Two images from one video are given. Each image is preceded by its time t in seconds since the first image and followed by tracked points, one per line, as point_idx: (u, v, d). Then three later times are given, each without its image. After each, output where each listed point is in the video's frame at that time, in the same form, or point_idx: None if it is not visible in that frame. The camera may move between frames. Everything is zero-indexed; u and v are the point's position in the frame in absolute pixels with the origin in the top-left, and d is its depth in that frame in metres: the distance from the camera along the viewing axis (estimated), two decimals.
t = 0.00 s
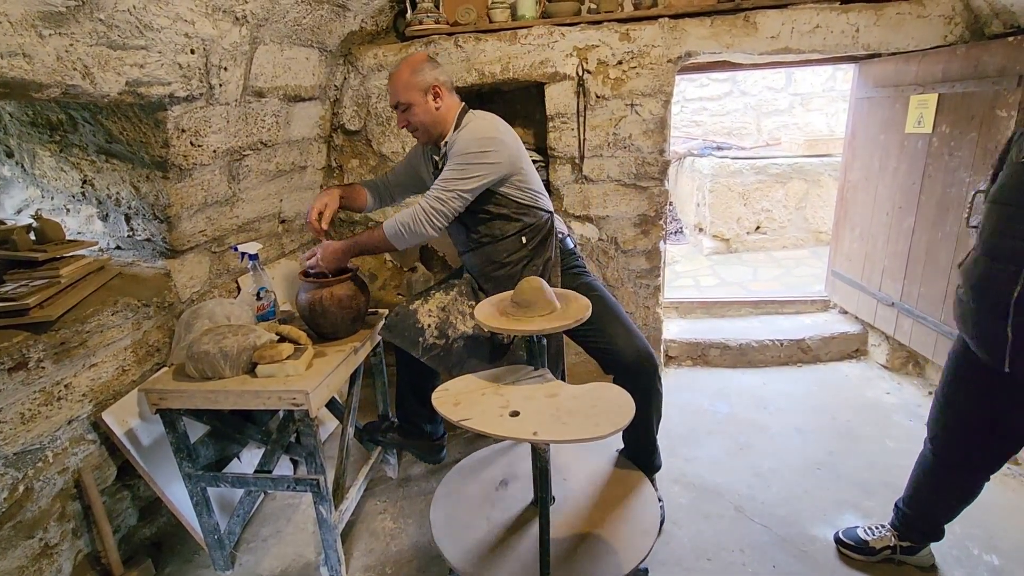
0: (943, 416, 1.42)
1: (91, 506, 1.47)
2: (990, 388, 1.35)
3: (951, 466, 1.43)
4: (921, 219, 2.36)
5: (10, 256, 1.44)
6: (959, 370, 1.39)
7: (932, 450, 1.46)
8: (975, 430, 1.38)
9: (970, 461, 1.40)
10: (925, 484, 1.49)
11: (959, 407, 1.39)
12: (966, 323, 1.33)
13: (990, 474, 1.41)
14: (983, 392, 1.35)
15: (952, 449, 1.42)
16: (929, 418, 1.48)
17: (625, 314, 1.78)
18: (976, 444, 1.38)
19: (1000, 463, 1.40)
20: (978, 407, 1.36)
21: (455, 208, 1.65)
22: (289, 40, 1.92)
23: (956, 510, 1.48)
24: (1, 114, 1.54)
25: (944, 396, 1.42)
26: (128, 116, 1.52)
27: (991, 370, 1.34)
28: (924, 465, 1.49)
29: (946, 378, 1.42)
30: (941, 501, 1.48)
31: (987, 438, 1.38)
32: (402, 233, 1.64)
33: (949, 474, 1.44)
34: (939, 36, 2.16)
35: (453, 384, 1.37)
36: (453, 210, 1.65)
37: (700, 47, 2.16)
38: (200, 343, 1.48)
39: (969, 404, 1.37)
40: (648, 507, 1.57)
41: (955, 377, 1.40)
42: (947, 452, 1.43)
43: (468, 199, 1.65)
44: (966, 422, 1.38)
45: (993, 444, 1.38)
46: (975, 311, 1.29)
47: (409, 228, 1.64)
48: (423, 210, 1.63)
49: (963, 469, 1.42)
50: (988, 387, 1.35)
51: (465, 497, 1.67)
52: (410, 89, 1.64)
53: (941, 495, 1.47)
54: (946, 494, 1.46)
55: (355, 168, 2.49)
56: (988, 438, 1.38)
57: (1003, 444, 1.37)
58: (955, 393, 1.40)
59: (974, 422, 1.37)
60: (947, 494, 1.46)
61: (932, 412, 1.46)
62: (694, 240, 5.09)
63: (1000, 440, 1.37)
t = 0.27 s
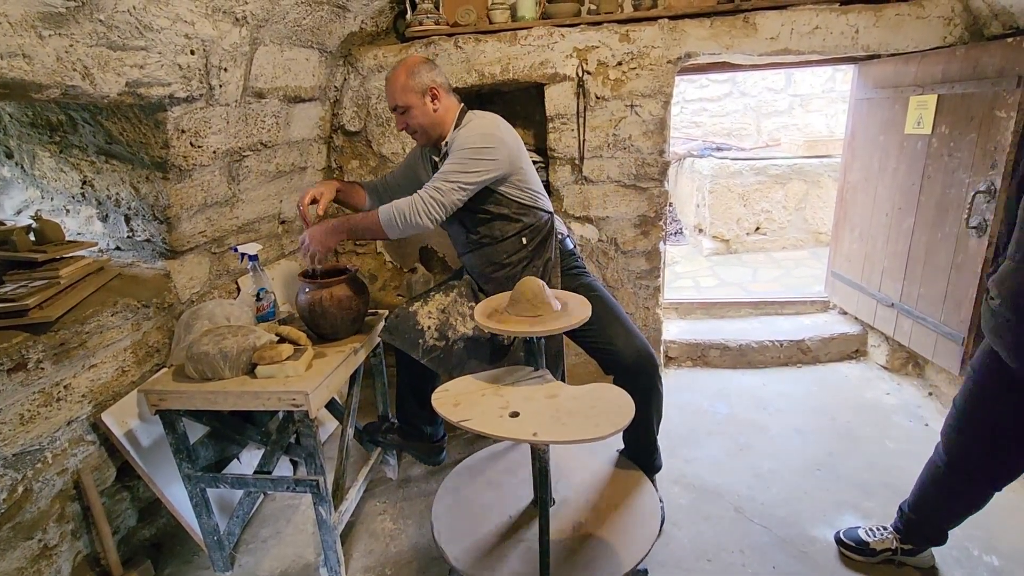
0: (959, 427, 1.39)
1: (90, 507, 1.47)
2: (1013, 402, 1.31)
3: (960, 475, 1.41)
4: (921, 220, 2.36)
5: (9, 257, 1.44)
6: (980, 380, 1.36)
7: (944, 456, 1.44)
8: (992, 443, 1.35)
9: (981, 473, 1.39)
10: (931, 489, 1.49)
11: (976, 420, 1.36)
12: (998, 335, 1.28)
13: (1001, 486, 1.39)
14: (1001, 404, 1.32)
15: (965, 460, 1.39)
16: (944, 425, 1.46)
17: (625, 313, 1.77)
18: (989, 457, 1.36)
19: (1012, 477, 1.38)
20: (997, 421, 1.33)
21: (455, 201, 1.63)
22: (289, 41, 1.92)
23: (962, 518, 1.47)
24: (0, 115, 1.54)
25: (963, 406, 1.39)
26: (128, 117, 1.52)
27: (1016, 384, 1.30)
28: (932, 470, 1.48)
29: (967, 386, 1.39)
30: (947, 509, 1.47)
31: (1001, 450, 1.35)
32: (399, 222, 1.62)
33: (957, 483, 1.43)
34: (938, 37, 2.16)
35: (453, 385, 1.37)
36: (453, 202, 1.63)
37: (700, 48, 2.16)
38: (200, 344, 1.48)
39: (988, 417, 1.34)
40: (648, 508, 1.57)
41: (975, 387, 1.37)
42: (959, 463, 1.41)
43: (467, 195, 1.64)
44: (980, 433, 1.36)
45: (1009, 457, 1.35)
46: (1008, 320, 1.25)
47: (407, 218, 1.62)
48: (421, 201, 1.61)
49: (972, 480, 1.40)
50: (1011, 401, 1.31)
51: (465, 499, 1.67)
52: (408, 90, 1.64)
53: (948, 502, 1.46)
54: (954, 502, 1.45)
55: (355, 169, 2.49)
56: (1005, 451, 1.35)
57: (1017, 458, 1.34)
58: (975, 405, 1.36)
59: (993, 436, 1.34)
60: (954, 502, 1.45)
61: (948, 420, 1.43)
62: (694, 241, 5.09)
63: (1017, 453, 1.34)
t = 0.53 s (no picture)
0: (966, 432, 1.39)
1: (90, 508, 1.47)
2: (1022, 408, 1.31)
3: (964, 479, 1.41)
4: (920, 221, 2.36)
5: (10, 258, 1.44)
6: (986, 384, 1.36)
7: (949, 460, 1.44)
8: (999, 449, 1.35)
9: (987, 478, 1.39)
10: (935, 493, 1.49)
11: (984, 425, 1.35)
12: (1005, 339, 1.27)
13: (1005, 491, 1.40)
14: (1007, 409, 1.32)
15: (971, 464, 1.39)
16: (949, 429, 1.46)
17: (624, 314, 1.77)
18: (994, 461, 1.36)
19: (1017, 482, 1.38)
20: (1006, 426, 1.33)
21: (461, 204, 1.64)
22: (290, 42, 1.93)
23: (965, 522, 1.48)
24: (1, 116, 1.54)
25: (971, 411, 1.38)
26: (129, 118, 1.53)
27: None
28: (936, 473, 1.48)
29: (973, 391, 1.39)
30: (950, 512, 1.47)
31: (1005, 455, 1.35)
32: (407, 224, 1.63)
33: (962, 487, 1.43)
34: (937, 39, 2.17)
35: (453, 386, 1.38)
36: (459, 205, 1.64)
37: (700, 50, 2.16)
38: (200, 345, 1.49)
39: (997, 423, 1.34)
40: (648, 508, 1.57)
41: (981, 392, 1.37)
42: (965, 468, 1.41)
43: (472, 196, 1.65)
44: (985, 437, 1.36)
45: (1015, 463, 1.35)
46: None
47: (413, 220, 1.62)
48: (427, 204, 1.61)
49: (977, 484, 1.40)
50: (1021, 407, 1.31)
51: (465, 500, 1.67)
52: (410, 93, 1.64)
53: (951, 506, 1.46)
54: (958, 506, 1.45)
55: (355, 170, 2.49)
56: (1011, 456, 1.35)
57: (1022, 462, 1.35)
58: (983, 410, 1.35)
59: (1001, 441, 1.34)
60: (958, 506, 1.45)
61: (955, 425, 1.43)
62: (694, 242, 5.09)
63: (1023, 458, 1.34)
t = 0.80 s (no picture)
0: (967, 433, 1.39)
1: (90, 508, 1.47)
2: None
3: (965, 480, 1.41)
4: (920, 222, 2.36)
5: (10, 258, 1.44)
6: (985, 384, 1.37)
7: (949, 461, 1.44)
8: (1000, 450, 1.35)
9: (987, 479, 1.39)
10: (935, 494, 1.49)
11: (985, 426, 1.35)
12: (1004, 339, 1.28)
13: (1006, 492, 1.40)
14: (1007, 410, 1.32)
15: (971, 465, 1.39)
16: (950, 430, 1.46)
17: (625, 315, 1.78)
18: (994, 462, 1.37)
19: (1017, 483, 1.38)
20: (1006, 427, 1.33)
21: (477, 209, 1.64)
22: (290, 43, 1.93)
23: (965, 523, 1.48)
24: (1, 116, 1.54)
25: (972, 412, 1.38)
26: (129, 118, 1.53)
27: None
28: (936, 474, 1.48)
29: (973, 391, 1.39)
30: (949, 513, 1.47)
31: (1005, 455, 1.35)
32: (427, 234, 1.62)
33: (962, 488, 1.43)
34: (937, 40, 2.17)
35: (453, 386, 1.38)
36: (476, 210, 1.64)
37: (700, 51, 2.16)
38: (200, 345, 1.48)
39: (998, 424, 1.34)
40: (648, 509, 1.57)
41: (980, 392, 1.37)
42: (966, 469, 1.41)
43: (488, 199, 1.65)
44: (985, 438, 1.36)
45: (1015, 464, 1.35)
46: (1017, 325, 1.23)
47: (435, 231, 1.62)
48: (446, 211, 1.61)
49: (977, 485, 1.40)
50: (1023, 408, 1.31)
51: (465, 500, 1.67)
52: (434, 87, 1.62)
53: (951, 507, 1.46)
54: (957, 507, 1.45)
55: (355, 170, 2.49)
56: (1012, 457, 1.35)
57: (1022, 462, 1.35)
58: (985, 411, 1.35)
59: (1003, 442, 1.34)
60: (958, 507, 1.45)
61: (956, 426, 1.43)
62: (694, 242, 5.09)
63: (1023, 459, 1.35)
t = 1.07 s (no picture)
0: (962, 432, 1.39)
1: (90, 508, 1.47)
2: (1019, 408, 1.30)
3: (961, 479, 1.41)
4: (920, 223, 2.36)
5: (9, 258, 1.44)
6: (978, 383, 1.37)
7: (945, 460, 1.45)
8: (995, 449, 1.35)
9: (984, 478, 1.38)
10: (932, 493, 1.49)
11: (981, 425, 1.36)
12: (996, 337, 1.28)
13: (1003, 490, 1.40)
14: (1001, 408, 1.32)
15: (967, 464, 1.39)
16: (947, 429, 1.46)
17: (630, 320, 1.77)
18: (990, 461, 1.36)
19: (1013, 480, 1.38)
20: (1001, 426, 1.33)
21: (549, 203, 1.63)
22: (290, 43, 1.93)
23: (963, 522, 1.48)
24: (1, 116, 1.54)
25: (968, 411, 1.38)
26: (129, 118, 1.53)
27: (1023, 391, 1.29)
28: (933, 473, 1.49)
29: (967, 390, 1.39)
30: (947, 511, 1.47)
31: (1001, 454, 1.35)
32: (516, 231, 1.54)
33: (959, 487, 1.43)
34: (937, 41, 2.16)
35: (453, 387, 1.38)
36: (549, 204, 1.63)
37: (700, 51, 2.17)
38: (200, 345, 1.48)
39: (993, 423, 1.34)
40: (648, 508, 1.57)
41: (975, 391, 1.37)
42: (962, 468, 1.41)
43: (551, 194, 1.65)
44: (980, 437, 1.36)
45: (1011, 463, 1.35)
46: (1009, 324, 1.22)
47: (527, 225, 1.55)
48: (530, 205, 1.56)
49: (974, 484, 1.40)
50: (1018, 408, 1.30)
51: (465, 500, 1.67)
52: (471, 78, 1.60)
53: (949, 507, 1.46)
54: (955, 505, 1.45)
55: (355, 170, 2.49)
56: (1008, 456, 1.35)
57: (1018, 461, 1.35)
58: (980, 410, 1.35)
59: (998, 442, 1.34)
60: (956, 506, 1.45)
61: (952, 425, 1.43)
62: (694, 243, 5.09)
63: (1018, 457, 1.34)
